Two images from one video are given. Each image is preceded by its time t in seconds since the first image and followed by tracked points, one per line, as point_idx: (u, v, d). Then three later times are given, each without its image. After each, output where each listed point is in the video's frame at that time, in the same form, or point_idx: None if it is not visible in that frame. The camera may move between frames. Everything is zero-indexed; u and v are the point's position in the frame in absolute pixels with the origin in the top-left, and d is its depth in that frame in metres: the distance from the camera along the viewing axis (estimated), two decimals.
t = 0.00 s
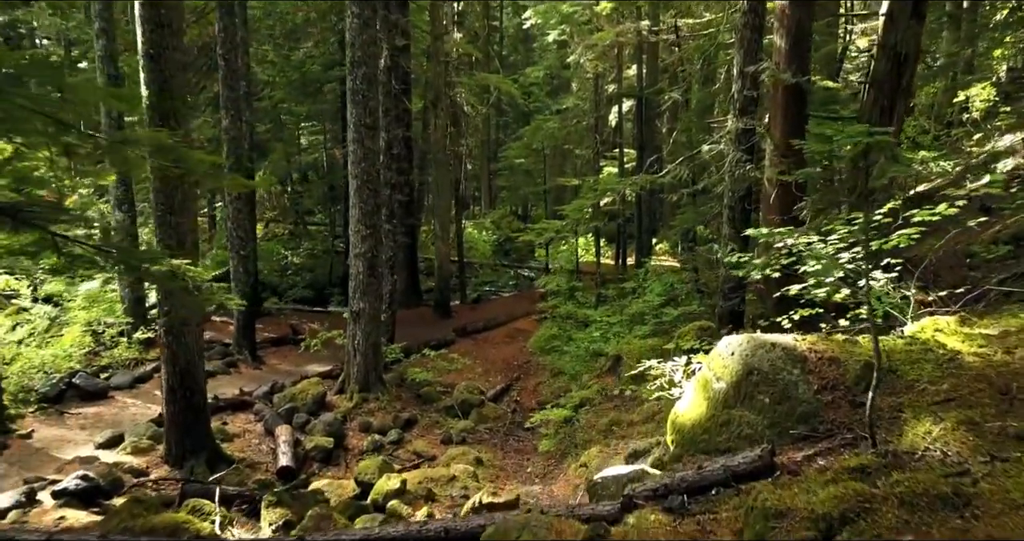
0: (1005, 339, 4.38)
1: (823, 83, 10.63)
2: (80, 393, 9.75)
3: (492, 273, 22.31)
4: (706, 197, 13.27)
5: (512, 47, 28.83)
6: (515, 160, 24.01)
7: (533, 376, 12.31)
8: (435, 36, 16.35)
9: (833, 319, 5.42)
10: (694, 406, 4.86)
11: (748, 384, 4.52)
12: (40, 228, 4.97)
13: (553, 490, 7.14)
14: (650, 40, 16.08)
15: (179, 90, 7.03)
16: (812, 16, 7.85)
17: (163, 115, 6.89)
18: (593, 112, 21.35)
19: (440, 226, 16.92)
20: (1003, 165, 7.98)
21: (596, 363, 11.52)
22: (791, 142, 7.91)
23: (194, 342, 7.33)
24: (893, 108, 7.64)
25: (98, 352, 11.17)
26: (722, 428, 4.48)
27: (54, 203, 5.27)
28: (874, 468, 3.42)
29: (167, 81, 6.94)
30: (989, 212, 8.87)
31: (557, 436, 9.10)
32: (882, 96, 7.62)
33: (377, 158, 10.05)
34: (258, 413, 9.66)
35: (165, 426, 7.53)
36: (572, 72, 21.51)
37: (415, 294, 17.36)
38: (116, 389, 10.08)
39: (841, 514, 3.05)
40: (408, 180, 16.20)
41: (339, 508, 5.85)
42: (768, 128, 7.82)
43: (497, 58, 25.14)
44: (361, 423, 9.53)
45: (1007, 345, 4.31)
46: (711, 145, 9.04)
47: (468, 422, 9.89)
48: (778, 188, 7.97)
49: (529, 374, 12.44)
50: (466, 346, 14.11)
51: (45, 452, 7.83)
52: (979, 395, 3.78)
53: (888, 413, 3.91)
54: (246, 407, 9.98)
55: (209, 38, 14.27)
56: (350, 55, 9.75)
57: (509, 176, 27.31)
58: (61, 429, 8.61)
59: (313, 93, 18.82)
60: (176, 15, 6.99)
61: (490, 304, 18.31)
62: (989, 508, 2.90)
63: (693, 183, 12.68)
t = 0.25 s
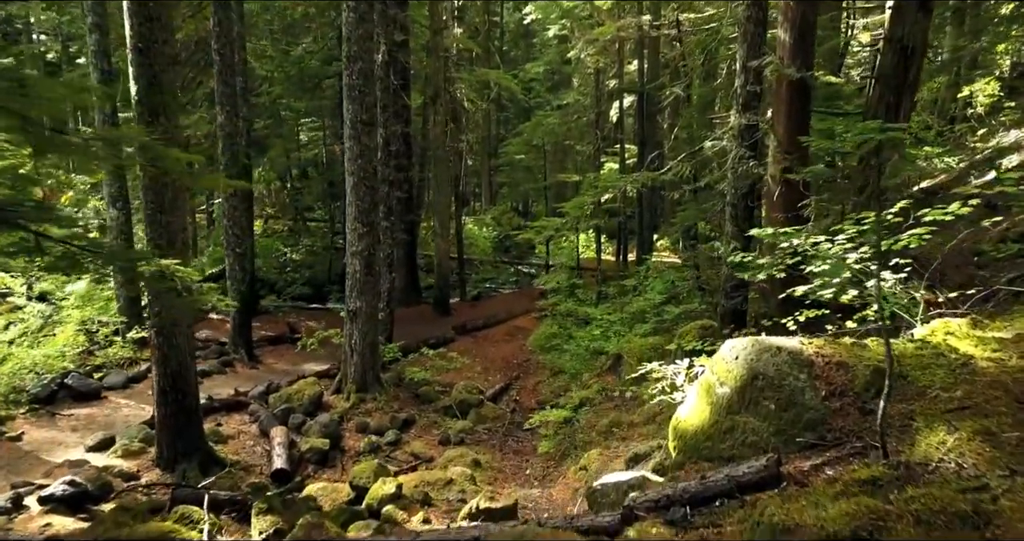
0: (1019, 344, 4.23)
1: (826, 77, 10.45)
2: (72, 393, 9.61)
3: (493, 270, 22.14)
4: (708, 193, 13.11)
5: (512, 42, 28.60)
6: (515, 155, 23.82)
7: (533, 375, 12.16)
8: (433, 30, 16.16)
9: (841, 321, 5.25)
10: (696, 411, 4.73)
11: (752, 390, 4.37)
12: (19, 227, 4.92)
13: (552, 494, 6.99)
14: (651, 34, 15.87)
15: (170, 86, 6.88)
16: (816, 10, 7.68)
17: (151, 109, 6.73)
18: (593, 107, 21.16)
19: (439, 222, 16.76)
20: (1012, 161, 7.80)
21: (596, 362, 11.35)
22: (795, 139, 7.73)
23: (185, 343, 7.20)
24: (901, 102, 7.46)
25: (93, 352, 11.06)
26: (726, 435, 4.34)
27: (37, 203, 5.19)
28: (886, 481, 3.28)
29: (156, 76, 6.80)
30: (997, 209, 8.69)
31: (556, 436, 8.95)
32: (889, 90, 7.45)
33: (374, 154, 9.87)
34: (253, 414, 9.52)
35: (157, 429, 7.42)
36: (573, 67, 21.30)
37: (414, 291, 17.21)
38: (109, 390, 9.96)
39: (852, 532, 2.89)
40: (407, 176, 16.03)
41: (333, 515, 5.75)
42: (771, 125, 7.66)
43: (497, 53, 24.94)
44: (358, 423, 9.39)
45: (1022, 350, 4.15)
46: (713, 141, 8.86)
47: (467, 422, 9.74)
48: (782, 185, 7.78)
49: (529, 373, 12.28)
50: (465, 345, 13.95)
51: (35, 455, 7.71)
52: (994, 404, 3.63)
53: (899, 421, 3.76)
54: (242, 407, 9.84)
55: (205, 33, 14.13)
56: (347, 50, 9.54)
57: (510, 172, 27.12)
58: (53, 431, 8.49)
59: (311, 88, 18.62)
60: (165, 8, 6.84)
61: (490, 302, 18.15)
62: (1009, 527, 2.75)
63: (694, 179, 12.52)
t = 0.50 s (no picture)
0: None
1: (831, 75, 10.27)
2: (64, 395, 9.43)
3: (493, 269, 21.99)
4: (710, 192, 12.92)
5: (513, 39, 28.40)
6: (516, 153, 23.65)
7: (533, 376, 11.99)
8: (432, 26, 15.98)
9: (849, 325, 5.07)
10: (699, 420, 4.54)
11: (760, 398, 4.22)
12: None
13: (552, 501, 6.82)
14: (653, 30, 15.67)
15: (159, 83, 6.74)
16: (822, 5, 7.49)
17: (141, 107, 6.63)
18: (594, 105, 20.97)
19: (439, 220, 16.59)
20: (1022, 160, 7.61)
21: (597, 363, 11.18)
22: (802, 137, 7.56)
23: (177, 346, 7.03)
24: (909, 99, 7.28)
25: (86, 352, 10.90)
26: (731, 445, 4.18)
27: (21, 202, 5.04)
28: (902, 499, 3.16)
29: (145, 73, 6.64)
30: (1007, 209, 8.49)
31: (556, 440, 8.78)
32: (897, 86, 7.27)
33: (370, 152, 9.72)
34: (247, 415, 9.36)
35: (147, 434, 7.24)
36: (573, 64, 21.11)
37: (413, 290, 17.04)
38: (102, 391, 9.78)
39: None
40: (406, 175, 15.84)
41: (325, 524, 5.58)
42: (777, 126, 7.51)
43: (497, 49, 24.75)
44: (354, 426, 9.23)
45: None
46: (716, 140, 8.67)
47: (465, 425, 9.57)
48: (788, 185, 7.61)
49: (528, 375, 12.10)
50: (464, 345, 13.79)
51: (25, 459, 7.55)
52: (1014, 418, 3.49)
53: (913, 434, 3.63)
54: (236, 409, 9.67)
55: (201, 30, 13.97)
56: (342, 46, 9.40)
57: (510, 169, 26.92)
58: (44, 433, 8.33)
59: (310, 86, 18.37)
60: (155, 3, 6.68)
61: (490, 301, 17.97)
62: None
63: (697, 178, 12.34)
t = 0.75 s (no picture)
0: None
1: (835, 74, 10.09)
2: (55, 399, 9.23)
3: (492, 269, 21.89)
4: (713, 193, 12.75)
5: (513, 37, 28.22)
6: (516, 152, 23.49)
7: (532, 380, 11.81)
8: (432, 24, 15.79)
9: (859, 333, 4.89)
10: (703, 433, 4.32)
11: (767, 410, 4.04)
12: None
13: (551, 511, 6.64)
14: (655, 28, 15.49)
15: (149, 81, 6.55)
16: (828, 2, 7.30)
17: (129, 105, 6.43)
18: (595, 104, 20.79)
19: (437, 221, 16.41)
20: None
21: (597, 367, 11.00)
22: (808, 137, 7.39)
23: (167, 351, 6.84)
24: (917, 99, 7.11)
25: (78, 355, 10.71)
26: (737, 459, 4.00)
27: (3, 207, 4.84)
28: (919, 524, 3.00)
29: (134, 71, 6.45)
30: (1016, 212, 8.31)
31: (555, 447, 8.60)
32: (905, 85, 7.09)
33: (367, 152, 9.54)
34: (241, 420, 9.18)
35: (136, 441, 7.04)
36: (574, 63, 20.92)
37: (411, 292, 16.86)
38: (94, 395, 9.59)
39: None
40: (403, 175, 15.79)
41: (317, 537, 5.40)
42: (782, 127, 7.33)
43: (497, 48, 24.55)
44: (350, 431, 9.05)
45: None
46: (720, 140, 8.48)
47: (463, 430, 9.39)
48: (793, 186, 7.46)
49: (527, 378, 11.93)
50: (463, 348, 13.63)
51: (12, 466, 7.37)
52: None
53: (929, 451, 3.49)
54: (230, 414, 9.49)
55: (197, 28, 13.80)
56: (338, 44, 9.22)
57: (510, 169, 26.74)
58: (33, 439, 8.15)
59: (308, 84, 18.45)
60: None
61: (489, 302, 17.80)
62: None
63: (699, 179, 12.16)
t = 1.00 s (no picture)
0: None
1: (839, 73, 9.91)
2: (44, 405, 9.05)
3: (492, 269, 21.80)
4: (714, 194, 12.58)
5: (513, 37, 28.05)
6: (515, 152, 23.34)
7: (531, 385, 11.64)
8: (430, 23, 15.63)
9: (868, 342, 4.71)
10: (706, 447, 4.12)
11: (773, 424, 3.87)
12: None
13: (549, 522, 6.46)
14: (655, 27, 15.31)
15: (137, 80, 6.38)
16: None
17: (116, 105, 6.26)
18: (595, 104, 20.62)
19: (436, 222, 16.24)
20: None
21: (597, 371, 10.83)
22: (812, 138, 7.22)
23: (155, 358, 6.67)
24: (925, 98, 6.92)
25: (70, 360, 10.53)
26: (742, 475, 3.82)
27: None
28: None
29: (121, 70, 6.27)
30: None
31: (554, 454, 8.42)
32: (912, 84, 6.91)
33: (362, 153, 9.37)
34: (234, 427, 9.00)
35: (125, 449, 6.88)
36: (575, 63, 20.76)
37: (409, 294, 16.68)
38: (85, 401, 9.41)
39: None
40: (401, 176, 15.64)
41: None
42: (787, 128, 7.16)
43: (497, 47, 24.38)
44: (344, 438, 8.88)
45: None
46: (722, 141, 8.30)
47: (460, 436, 9.21)
48: (797, 189, 7.30)
49: (527, 383, 11.77)
50: (462, 351, 13.47)
51: None
52: None
53: (944, 470, 3.38)
54: (223, 420, 9.31)
55: (193, 27, 13.64)
56: (332, 43, 9.04)
57: (510, 169, 26.57)
58: (20, 447, 7.97)
59: (306, 84, 18.55)
60: None
61: (488, 304, 17.63)
62: None
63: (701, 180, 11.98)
